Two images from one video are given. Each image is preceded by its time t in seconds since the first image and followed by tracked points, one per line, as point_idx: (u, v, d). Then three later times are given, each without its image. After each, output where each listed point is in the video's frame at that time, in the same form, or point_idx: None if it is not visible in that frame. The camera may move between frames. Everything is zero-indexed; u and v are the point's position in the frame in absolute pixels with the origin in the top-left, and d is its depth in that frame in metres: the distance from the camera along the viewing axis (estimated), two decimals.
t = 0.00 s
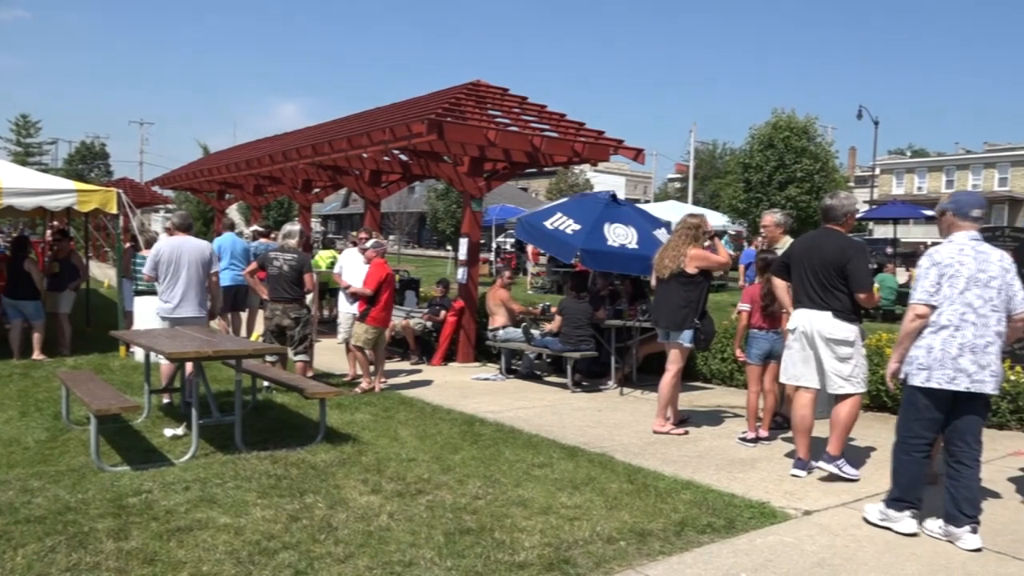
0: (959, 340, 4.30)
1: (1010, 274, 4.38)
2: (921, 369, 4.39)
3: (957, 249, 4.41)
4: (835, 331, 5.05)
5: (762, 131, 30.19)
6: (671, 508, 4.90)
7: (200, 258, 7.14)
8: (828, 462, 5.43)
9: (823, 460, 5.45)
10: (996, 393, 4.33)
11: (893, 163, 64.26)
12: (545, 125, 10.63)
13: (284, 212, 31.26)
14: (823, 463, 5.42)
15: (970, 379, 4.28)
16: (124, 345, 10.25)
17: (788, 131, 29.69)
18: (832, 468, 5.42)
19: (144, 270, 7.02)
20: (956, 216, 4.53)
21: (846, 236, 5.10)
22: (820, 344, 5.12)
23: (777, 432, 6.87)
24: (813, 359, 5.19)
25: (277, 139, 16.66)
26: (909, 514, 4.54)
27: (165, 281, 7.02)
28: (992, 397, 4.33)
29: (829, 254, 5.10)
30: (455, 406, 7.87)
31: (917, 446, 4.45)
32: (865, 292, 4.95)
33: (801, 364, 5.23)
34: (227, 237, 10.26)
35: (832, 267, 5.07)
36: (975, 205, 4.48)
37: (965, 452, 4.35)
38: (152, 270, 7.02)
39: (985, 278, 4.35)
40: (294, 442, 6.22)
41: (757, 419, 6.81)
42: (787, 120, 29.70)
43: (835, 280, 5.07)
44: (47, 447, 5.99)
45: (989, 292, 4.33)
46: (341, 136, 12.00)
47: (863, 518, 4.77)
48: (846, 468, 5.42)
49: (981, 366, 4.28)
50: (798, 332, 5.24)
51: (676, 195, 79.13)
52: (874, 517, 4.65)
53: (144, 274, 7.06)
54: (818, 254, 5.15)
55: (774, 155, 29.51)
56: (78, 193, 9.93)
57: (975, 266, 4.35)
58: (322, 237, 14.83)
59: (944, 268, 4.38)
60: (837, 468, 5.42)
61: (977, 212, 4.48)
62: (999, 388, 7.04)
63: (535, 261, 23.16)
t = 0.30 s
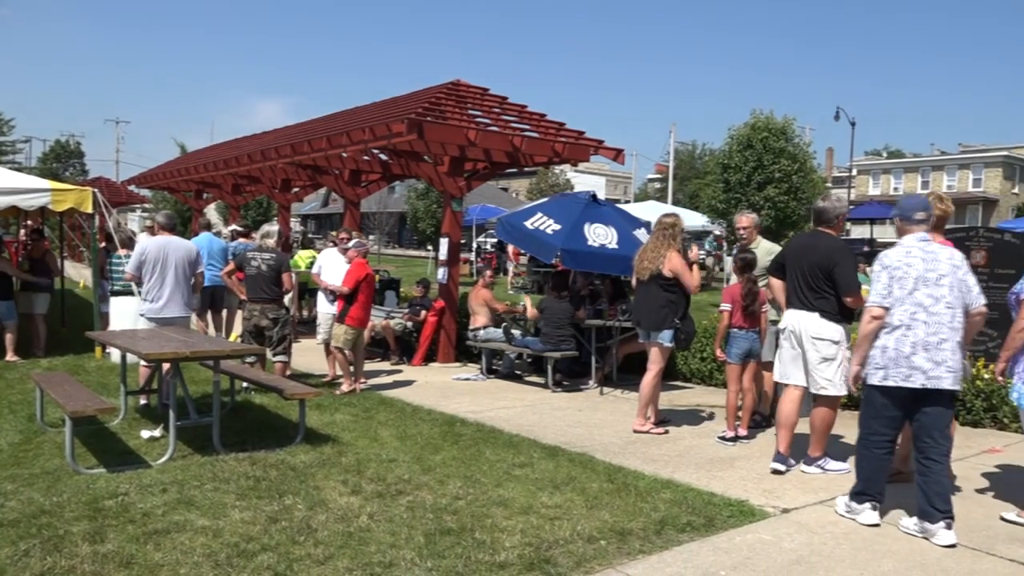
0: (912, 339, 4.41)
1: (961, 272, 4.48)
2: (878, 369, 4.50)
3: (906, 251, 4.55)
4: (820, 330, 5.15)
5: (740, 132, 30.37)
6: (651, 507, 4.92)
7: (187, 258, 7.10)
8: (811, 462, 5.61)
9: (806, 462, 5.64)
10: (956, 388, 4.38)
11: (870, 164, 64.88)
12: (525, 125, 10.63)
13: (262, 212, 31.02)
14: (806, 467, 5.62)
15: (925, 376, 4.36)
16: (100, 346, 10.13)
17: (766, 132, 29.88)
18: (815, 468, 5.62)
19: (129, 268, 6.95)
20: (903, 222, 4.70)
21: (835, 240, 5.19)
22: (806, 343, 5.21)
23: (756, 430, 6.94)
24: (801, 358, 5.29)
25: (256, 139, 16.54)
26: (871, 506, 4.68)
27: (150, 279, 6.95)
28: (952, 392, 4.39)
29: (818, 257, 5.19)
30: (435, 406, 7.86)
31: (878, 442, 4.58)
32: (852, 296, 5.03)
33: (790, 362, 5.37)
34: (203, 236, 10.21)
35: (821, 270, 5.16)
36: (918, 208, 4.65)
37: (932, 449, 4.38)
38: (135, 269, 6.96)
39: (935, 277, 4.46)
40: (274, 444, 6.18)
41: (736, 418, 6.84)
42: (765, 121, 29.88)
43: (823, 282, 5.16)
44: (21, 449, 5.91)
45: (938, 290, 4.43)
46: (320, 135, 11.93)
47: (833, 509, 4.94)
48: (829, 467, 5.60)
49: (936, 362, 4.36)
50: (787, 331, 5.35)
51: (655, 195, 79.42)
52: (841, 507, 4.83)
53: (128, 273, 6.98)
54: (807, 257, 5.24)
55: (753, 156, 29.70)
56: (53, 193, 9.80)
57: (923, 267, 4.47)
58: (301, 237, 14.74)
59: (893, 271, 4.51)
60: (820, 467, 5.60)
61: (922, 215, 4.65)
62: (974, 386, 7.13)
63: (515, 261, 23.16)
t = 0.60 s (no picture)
0: (865, 334, 4.53)
1: (913, 268, 4.58)
2: (834, 364, 4.64)
3: (858, 251, 4.66)
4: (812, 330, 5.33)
5: (726, 133, 30.47)
6: (638, 506, 4.93)
7: (178, 260, 7.05)
8: (795, 462, 5.64)
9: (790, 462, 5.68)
10: (910, 379, 4.50)
11: (854, 165, 65.25)
12: (512, 125, 10.63)
13: (248, 211, 30.87)
14: (790, 466, 5.67)
15: (878, 368, 4.49)
16: (84, 347, 10.05)
17: (752, 132, 30.00)
18: (800, 467, 5.64)
19: (119, 267, 6.84)
20: (857, 224, 4.85)
21: (833, 241, 5.44)
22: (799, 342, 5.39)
23: (743, 429, 6.98)
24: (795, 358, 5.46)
25: (241, 138, 16.45)
26: (855, 502, 4.72)
27: (141, 279, 6.87)
28: (907, 383, 4.50)
29: (817, 256, 5.40)
30: (423, 406, 7.85)
31: (852, 436, 4.62)
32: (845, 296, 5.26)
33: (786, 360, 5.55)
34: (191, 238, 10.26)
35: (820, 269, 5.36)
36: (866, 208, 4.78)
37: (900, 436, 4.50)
38: (124, 268, 6.86)
39: (886, 274, 4.56)
40: (260, 444, 6.16)
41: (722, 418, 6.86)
42: (751, 121, 29.99)
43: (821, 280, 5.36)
44: (3, 451, 5.85)
45: (890, 286, 4.54)
46: (307, 134, 11.89)
47: (818, 507, 4.97)
48: (815, 467, 5.62)
49: (888, 355, 4.48)
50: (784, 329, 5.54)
51: (642, 195, 79.58)
52: (825, 506, 4.87)
53: (118, 272, 6.87)
54: (807, 256, 5.43)
55: (739, 156, 29.79)
56: (35, 192, 9.72)
57: (875, 264, 4.59)
58: (287, 237, 14.68)
59: (847, 271, 4.62)
60: (806, 467, 5.63)
61: (872, 215, 4.78)
62: (958, 385, 7.18)
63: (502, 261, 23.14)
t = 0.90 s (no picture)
0: (837, 331, 4.60)
1: (882, 265, 4.67)
2: (808, 362, 4.69)
3: (828, 251, 4.75)
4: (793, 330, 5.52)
5: (711, 133, 30.58)
6: (624, 506, 4.94)
7: (162, 259, 7.02)
8: (779, 459, 5.67)
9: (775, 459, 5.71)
10: (883, 375, 4.56)
11: (838, 165, 65.63)
12: (497, 125, 10.63)
13: (232, 211, 30.71)
14: (775, 463, 5.70)
15: (851, 364, 4.55)
16: (66, 348, 9.96)
17: (737, 133, 30.12)
18: (783, 465, 5.67)
19: (102, 267, 6.78)
20: (825, 224, 4.91)
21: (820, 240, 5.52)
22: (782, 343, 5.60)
23: (729, 429, 6.97)
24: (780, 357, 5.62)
25: (225, 137, 16.35)
26: (839, 501, 4.75)
27: (125, 279, 6.82)
28: (880, 378, 4.57)
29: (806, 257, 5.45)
30: (408, 406, 7.83)
31: (832, 433, 4.64)
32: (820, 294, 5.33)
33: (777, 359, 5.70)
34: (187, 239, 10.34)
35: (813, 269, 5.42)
36: (832, 209, 4.84)
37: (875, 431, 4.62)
38: (108, 268, 6.79)
39: (856, 272, 4.64)
40: (244, 445, 6.13)
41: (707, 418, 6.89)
42: (736, 122, 30.11)
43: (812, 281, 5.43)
44: None
45: (860, 283, 4.62)
46: (291, 134, 11.84)
47: (803, 505, 4.99)
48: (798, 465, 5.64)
49: (861, 351, 4.54)
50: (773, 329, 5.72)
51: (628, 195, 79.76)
52: (810, 505, 4.89)
53: (102, 273, 6.81)
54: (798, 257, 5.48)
55: (723, 157, 29.91)
56: (16, 191, 9.63)
57: (845, 263, 4.67)
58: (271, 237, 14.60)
59: (816, 271, 4.71)
60: (788, 463, 5.67)
61: (839, 216, 4.84)
62: (940, 384, 7.25)
63: (488, 261, 23.12)
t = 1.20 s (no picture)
0: (819, 330, 4.63)
1: (865, 266, 4.70)
2: (791, 361, 4.73)
3: (812, 250, 4.78)
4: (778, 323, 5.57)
5: (695, 133, 30.72)
6: (608, 505, 4.95)
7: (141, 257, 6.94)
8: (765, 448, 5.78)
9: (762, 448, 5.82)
10: (865, 374, 4.61)
11: (820, 166, 66.07)
12: (482, 125, 10.62)
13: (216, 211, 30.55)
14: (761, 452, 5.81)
15: (833, 363, 4.59)
16: (46, 349, 9.86)
17: (721, 133, 30.27)
18: (763, 456, 5.80)
19: (81, 268, 6.72)
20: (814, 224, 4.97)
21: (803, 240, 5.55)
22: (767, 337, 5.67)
23: (713, 429, 6.99)
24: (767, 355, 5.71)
25: (208, 136, 16.25)
26: (821, 498, 4.78)
27: (104, 279, 6.77)
28: (863, 377, 4.61)
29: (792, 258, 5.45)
30: (393, 407, 7.81)
31: (815, 431, 4.67)
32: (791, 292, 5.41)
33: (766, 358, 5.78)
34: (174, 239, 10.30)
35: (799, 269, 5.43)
36: (822, 209, 4.93)
37: (855, 432, 4.67)
38: (87, 269, 6.73)
39: (840, 272, 4.68)
40: (227, 446, 6.10)
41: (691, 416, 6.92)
42: (720, 122, 30.26)
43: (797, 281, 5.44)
44: None
45: (843, 284, 4.65)
46: (275, 133, 11.77)
47: (786, 504, 5.01)
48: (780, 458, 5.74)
49: (843, 350, 4.58)
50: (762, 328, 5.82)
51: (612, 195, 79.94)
52: (793, 503, 4.91)
53: (81, 274, 6.74)
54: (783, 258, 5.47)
55: (707, 157, 30.06)
56: None
57: (829, 263, 4.70)
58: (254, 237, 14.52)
59: (801, 270, 4.74)
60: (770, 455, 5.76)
61: (828, 216, 4.93)
62: (921, 382, 7.31)
63: (473, 262, 23.11)
